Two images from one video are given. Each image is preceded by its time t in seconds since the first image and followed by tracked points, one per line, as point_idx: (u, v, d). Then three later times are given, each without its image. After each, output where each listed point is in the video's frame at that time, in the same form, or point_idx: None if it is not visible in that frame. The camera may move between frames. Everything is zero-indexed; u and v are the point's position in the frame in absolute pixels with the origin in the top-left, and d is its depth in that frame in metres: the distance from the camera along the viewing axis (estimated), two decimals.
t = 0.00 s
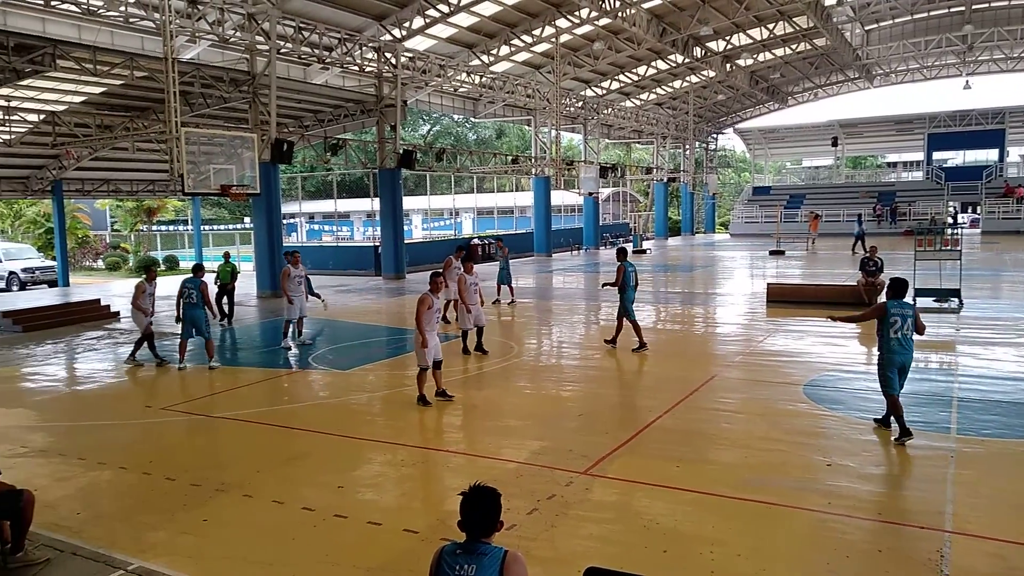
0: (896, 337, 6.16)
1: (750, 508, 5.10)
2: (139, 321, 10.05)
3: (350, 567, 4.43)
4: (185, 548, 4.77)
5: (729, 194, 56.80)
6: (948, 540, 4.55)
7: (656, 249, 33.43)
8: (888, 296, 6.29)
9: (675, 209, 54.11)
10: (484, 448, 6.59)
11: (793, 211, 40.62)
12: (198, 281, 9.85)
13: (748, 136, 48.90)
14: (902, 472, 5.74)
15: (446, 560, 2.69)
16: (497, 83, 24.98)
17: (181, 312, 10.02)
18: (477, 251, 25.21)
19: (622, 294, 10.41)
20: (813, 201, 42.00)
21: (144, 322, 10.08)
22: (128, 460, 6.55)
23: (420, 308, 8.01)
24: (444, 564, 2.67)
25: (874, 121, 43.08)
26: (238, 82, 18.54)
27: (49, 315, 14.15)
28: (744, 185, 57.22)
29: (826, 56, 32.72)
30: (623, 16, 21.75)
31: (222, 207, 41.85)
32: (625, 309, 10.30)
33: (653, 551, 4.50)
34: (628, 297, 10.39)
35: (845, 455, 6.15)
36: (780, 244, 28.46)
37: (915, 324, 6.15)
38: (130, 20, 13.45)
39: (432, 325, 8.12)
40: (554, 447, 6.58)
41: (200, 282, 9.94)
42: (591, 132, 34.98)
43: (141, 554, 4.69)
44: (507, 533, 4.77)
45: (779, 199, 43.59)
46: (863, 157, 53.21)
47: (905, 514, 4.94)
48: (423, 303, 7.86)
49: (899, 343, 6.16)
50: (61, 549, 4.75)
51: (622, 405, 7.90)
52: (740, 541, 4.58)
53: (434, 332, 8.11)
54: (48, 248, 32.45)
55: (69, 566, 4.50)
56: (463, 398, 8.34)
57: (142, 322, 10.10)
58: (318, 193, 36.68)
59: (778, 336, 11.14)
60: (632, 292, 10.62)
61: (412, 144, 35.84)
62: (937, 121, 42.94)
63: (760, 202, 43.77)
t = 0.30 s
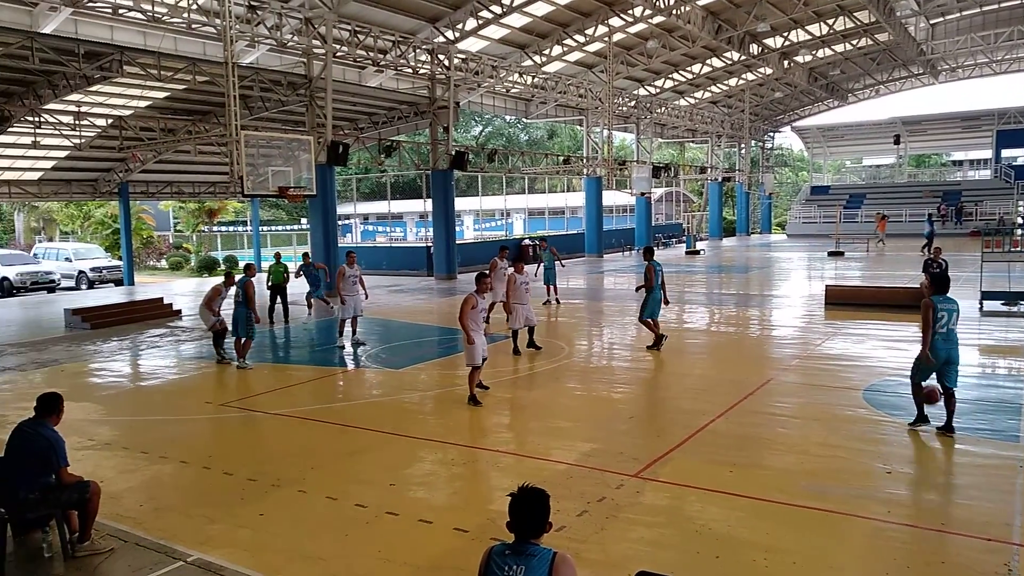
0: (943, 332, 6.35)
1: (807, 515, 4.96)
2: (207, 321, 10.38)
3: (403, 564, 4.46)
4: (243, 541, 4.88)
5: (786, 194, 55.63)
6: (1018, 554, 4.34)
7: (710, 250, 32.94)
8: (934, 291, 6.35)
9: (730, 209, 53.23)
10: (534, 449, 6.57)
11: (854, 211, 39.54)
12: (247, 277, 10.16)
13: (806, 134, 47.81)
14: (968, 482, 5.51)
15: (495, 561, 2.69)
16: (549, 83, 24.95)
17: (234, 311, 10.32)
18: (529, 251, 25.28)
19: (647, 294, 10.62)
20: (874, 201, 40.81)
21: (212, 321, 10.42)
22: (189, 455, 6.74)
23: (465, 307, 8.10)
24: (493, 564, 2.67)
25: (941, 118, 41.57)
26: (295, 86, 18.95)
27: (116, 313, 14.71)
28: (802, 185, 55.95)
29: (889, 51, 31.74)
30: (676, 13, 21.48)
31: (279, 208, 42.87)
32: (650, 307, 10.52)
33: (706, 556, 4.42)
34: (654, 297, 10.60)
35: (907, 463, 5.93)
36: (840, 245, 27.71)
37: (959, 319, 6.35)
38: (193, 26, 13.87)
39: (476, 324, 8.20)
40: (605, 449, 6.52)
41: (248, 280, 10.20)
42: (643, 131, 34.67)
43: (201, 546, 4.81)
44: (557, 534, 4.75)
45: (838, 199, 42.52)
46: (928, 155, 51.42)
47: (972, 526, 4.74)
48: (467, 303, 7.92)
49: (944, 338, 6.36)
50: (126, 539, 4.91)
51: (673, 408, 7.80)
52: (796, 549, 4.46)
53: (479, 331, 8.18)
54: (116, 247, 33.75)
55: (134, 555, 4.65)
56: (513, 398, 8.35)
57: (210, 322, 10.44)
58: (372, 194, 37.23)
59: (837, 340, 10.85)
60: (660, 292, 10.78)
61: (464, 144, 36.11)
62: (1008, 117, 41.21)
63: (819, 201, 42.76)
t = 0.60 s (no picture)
0: (928, 329, 6.45)
1: (817, 517, 4.93)
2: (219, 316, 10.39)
3: (412, 562, 4.44)
4: (253, 537, 4.87)
5: (794, 194, 55.61)
6: None
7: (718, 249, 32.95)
8: (916, 290, 6.60)
9: (738, 209, 53.16)
10: (543, 448, 6.56)
11: (862, 211, 39.50)
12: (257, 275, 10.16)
13: (815, 134, 47.81)
14: (979, 484, 5.47)
15: (504, 559, 2.68)
16: (556, 82, 24.94)
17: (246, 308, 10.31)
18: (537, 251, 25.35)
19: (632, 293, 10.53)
20: (882, 201, 40.76)
21: (224, 317, 10.44)
22: (199, 451, 6.74)
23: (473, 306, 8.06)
24: (502, 563, 2.66)
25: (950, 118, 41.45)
26: (303, 84, 18.98)
27: (126, 310, 14.75)
28: (810, 184, 55.88)
29: (897, 51, 31.70)
30: (683, 13, 21.46)
31: (287, 206, 42.97)
32: (637, 307, 10.45)
33: (716, 557, 4.39)
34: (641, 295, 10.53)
35: (917, 464, 5.90)
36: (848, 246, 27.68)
37: (944, 317, 6.46)
38: (201, 24, 13.91)
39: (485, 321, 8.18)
40: (613, 448, 6.51)
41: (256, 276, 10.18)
42: (650, 130, 34.65)
43: (210, 542, 4.80)
44: (566, 533, 4.73)
45: (847, 199, 42.54)
46: (937, 155, 51.32)
47: (984, 529, 4.70)
48: (476, 300, 7.86)
49: (930, 335, 6.47)
50: (136, 534, 4.90)
51: (681, 408, 7.77)
52: (807, 551, 4.43)
53: (489, 327, 8.17)
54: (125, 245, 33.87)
55: (145, 551, 4.64)
56: (520, 397, 8.32)
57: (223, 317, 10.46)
58: (380, 193, 37.30)
59: (846, 340, 10.82)
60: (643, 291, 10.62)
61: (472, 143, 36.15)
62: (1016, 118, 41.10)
63: (827, 201, 42.75)
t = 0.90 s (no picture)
0: (912, 326, 6.77)
1: (820, 517, 4.92)
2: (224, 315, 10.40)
3: (414, 562, 4.44)
4: (255, 536, 4.88)
5: (797, 194, 55.57)
6: None
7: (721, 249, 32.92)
8: (899, 288, 6.87)
9: (741, 209, 53.08)
10: (545, 448, 6.55)
11: (866, 211, 39.46)
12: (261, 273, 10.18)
13: (818, 133, 47.75)
14: (982, 484, 5.45)
15: (506, 559, 2.67)
16: (559, 81, 24.94)
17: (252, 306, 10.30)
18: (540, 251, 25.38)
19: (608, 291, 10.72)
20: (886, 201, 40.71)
21: (229, 316, 10.44)
22: (202, 451, 6.76)
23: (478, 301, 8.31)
24: (504, 562, 2.65)
25: (954, 117, 41.36)
26: (306, 84, 19.00)
27: (129, 310, 14.77)
28: (814, 184, 55.82)
29: (900, 50, 31.65)
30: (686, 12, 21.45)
31: (290, 206, 43.04)
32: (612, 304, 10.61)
33: (718, 557, 4.38)
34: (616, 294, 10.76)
35: (920, 464, 5.89)
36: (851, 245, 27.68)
37: (927, 313, 6.76)
38: (204, 24, 13.94)
39: (487, 318, 8.46)
40: (616, 448, 6.50)
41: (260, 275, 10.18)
42: (653, 130, 34.63)
43: (212, 542, 4.81)
44: (568, 533, 4.73)
45: (850, 199, 42.51)
46: (940, 154, 51.28)
47: (985, 529, 4.68)
48: (480, 299, 8.08)
49: (914, 331, 6.78)
50: (139, 534, 4.91)
51: (684, 408, 7.76)
52: (810, 551, 4.42)
53: (490, 325, 8.46)
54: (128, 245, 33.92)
55: (147, 550, 4.65)
56: (523, 397, 8.33)
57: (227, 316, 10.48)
58: (383, 193, 37.33)
59: (849, 340, 10.81)
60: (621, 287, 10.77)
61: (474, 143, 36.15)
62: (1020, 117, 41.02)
63: (831, 201, 42.71)
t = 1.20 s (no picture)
0: (928, 319, 6.89)
1: (850, 519, 4.84)
2: (254, 314, 10.50)
3: (440, 559, 4.46)
4: (285, 532, 4.94)
5: (829, 192, 54.79)
6: None
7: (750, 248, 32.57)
8: (918, 281, 6.92)
9: (771, 207, 52.46)
10: (571, 447, 6.53)
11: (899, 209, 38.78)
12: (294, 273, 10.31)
13: (851, 131, 47.03)
14: (1019, 489, 5.32)
15: (533, 558, 2.66)
16: (587, 79, 24.87)
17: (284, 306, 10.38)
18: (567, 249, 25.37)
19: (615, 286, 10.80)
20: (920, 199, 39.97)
21: (259, 315, 10.55)
22: (232, 446, 6.85)
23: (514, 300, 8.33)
24: (531, 561, 2.64)
25: (990, 114, 40.48)
26: (336, 84, 19.17)
27: (162, 307, 15.03)
28: (846, 182, 54.97)
29: (936, 45, 31.02)
30: (716, 8, 21.26)
31: (320, 205, 43.47)
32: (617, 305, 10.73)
33: (746, 559, 4.34)
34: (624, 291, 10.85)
35: (955, 467, 5.77)
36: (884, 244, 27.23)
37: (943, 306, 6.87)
38: (237, 24, 14.12)
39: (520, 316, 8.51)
40: (643, 448, 6.46)
41: (292, 275, 10.28)
42: (682, 128, 34.37)
43: (244, 536, 4.87)
44: (594, 533, 4.71)
45: (883, 197, 41.83)
46: (977, 152, 50.18)
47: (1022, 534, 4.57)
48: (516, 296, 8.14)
49: (930, 323, 6.90)
50: (170, 528, 4.99)
51: (712, 408, 7.68)
52: (840, 554, 4.35)
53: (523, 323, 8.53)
54: (161, 243, 34.51)
55: (178, 544, 4.72)
56: (550, 395, 8.32)
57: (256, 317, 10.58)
58: (410, 191, 37.53)
59: (882, 340, 10.62)
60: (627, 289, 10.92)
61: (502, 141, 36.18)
62: None
63: (863, 199, 42.05)
